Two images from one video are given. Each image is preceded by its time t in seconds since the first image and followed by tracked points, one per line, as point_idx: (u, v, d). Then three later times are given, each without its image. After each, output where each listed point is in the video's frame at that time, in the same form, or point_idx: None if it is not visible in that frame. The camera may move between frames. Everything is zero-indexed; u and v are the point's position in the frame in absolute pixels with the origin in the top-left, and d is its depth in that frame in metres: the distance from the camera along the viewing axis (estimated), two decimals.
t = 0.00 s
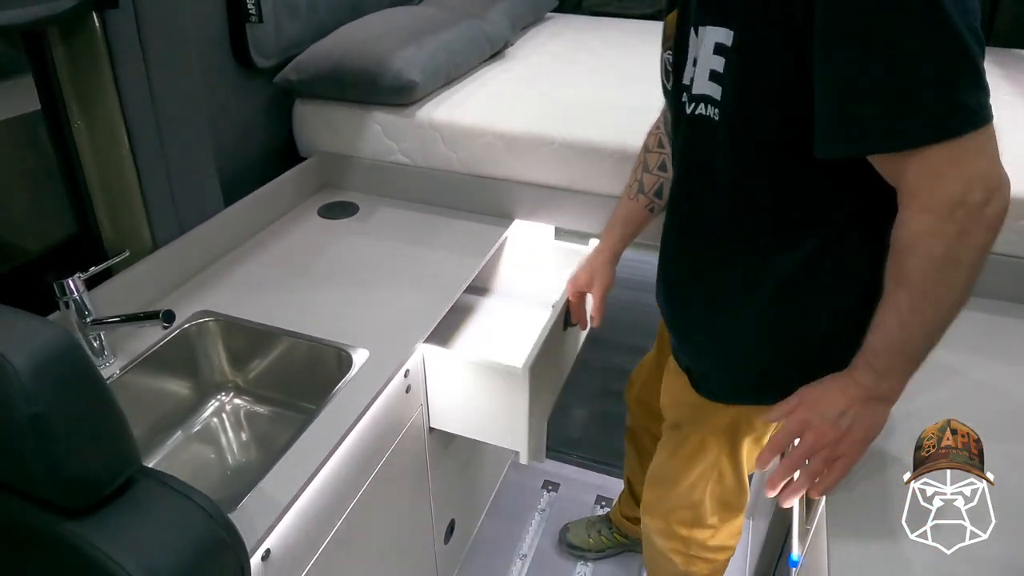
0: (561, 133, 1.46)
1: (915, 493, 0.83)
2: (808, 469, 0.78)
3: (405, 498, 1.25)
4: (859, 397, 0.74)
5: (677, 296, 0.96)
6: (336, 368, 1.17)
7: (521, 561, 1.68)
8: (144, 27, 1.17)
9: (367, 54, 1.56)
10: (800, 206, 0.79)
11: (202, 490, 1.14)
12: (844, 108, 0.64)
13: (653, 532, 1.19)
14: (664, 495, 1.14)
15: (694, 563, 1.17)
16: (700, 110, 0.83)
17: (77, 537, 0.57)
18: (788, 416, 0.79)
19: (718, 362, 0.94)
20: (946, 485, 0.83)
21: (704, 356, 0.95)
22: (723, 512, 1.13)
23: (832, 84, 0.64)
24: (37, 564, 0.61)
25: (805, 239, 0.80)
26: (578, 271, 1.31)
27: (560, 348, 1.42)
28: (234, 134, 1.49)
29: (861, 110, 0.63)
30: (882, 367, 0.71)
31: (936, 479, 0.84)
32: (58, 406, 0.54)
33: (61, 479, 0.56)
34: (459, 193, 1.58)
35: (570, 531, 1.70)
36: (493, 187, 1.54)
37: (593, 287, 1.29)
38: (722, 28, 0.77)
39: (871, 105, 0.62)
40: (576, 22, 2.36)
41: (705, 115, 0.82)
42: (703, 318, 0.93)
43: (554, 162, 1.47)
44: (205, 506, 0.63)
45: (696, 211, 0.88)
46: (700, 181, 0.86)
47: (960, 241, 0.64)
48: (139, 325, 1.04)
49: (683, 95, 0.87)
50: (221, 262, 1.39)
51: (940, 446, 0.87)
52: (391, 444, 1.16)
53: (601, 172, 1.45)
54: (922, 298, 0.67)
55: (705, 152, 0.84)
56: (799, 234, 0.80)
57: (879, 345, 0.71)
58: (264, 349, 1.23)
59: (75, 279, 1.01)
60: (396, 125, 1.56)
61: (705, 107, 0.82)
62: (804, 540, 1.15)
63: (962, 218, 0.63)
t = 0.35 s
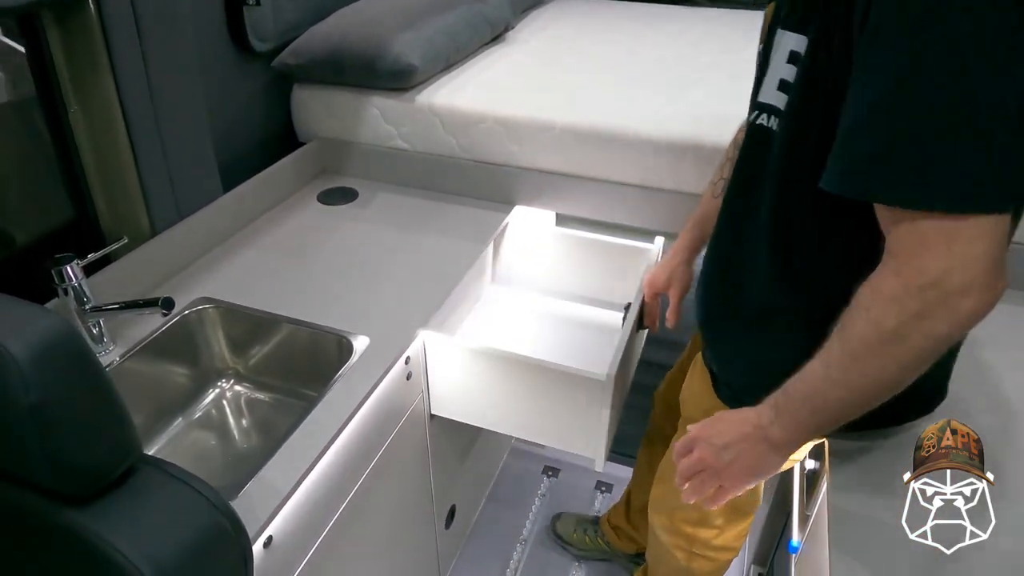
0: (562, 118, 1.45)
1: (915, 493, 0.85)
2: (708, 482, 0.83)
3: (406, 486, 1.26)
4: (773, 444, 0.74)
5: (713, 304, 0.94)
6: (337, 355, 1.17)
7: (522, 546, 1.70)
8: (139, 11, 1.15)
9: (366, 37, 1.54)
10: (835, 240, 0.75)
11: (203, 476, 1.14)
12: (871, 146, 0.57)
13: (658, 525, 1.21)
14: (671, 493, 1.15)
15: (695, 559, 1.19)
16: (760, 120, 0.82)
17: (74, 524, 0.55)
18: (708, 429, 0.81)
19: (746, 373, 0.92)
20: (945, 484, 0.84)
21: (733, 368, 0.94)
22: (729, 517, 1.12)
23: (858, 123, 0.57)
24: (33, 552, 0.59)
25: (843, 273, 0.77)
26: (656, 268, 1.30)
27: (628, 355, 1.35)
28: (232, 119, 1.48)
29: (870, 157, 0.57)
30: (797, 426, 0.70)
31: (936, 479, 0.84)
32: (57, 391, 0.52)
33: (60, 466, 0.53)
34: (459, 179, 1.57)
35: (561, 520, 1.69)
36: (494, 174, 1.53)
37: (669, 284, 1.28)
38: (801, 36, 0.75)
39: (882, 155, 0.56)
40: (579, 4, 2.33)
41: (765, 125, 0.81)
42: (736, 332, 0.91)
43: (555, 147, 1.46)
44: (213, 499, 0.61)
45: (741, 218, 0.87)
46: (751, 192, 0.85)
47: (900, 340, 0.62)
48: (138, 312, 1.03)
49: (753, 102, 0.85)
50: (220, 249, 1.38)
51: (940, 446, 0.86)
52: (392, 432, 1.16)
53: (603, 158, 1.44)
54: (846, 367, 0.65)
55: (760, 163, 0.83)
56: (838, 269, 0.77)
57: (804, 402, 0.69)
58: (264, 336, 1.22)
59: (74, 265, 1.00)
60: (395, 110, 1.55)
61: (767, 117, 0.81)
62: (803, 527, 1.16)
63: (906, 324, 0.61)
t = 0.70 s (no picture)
0: (561, 106, 1.44)
1: (913, 492, 0.77)
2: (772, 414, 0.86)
3: (406, 474, 1.27)
4: (857, 401, 0.76)
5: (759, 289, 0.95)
6: (336, 343, 1.17)
7: (521, 533, 1.70)
8: None
9: (364, 24, 1.53)
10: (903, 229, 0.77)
11: (202, 464, 1.14)
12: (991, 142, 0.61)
13: (636, 497, 1.22)
14: (654, 465, 1.16)
15: (669, 534, 1.21)
16: (829, 110, 0.81)
17: (72, 511, 0.54)
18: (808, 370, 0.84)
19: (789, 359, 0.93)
20: (946, 484, 0.76)
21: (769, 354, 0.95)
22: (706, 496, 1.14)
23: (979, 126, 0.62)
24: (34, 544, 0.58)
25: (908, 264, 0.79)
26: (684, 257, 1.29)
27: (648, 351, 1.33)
28: (229, 106, 1.47)
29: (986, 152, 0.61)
30: (889, 390, 0.73)
31: (936, 478, 0.77)
32: (53, 380, 0.52)
33: (58, 455, 0.53)
34: (459, 167, 1.56)
35: (552, 517, 1.69)
36: (494, 161, 1.53)
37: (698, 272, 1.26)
38: (890, 28, 0.73)
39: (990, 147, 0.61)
40: None
41: (836, 115, 0.80)
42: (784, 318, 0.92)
43: (555, 134, 1.45)
44: (212, 487, 0.60)
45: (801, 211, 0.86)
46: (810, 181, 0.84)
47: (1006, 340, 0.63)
48: (136, 301, 1.03)
49: (819, 89, 0.85)
50: (218, 238, 1.38)
51: (940, 446, 0.81)
52: (392, 420, 1.16)
53: (602, 146, 1.43)
54: (947, 350, 0.67)
55: (824, 153, 0.82)
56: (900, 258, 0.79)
57: (898, 360, 0.72)
58: (263, 325, 1.22)
59: (71, 254, 0.99)
60: (394, 97, 1.54)
61: (839, 107, 0.80)
62: (801, 514, 1.16)
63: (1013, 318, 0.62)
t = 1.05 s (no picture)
0: (561, 95, 1.43)
1: (914, 493, 0.77)
2: (847, 300, 0.84)
3: (405, 466, 1.27)
4: (933, 345, 0.76)
5: (773, 286, 0.96)
6: (336, 334, 1.16)
7: (519, 523, 1.71)
8: None
9: (362, 13, 1.52)
10: (936, 216, 0.79)
11: (201, 455, 1.15)
12: None
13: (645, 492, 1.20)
14: (664, 461, 1.15)
15: (676, 531, 1.20)
16: (853, 109, 0.82)
17: (71, 502, 0.54)
18: (919, 289, 0.79)
19: (804, 360, 0.92)
20: (946, 484, 0.77)
21: (777, 354, 0.94)
22: (718, 494, 1.13)
23: None
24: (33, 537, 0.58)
25: (934, 253, 0.80)
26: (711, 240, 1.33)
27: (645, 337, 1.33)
28: (226, 96, 1.46)
29: None
30: (971, 340, 0.73)
31: (937, 478, 0.78)
32: (52, 372, 0.52)
33: (58, 446, 0.53)
34: (457, 157, 1.56)
35: (551, 506, 1.70)
36: (492, 152, 1.52)
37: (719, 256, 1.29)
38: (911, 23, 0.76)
39: None
40: None
41: (860, 114, 0.81)
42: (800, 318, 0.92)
43: (554, 124, 1.44)
44: (211, 477, 0.60)
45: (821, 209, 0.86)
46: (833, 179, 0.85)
47: None
48: (135, 293, 1.03)
49: (835, 88, 0.87)
50: (217, 229, 1.38)
51: (940, 446, 0.81)
52: (390, 411, 1.16)
53: (601, 136, 1.42)
54: None
55: (847, 151, 0.83)
56: (928, 248, 0.80)
57: (985, 313, 0.72)
58: (262, 315, 1.22)
59: (69, 246, 0.99)
60: (392, 87, 1.53)
61: (864, 107, 0.81)
62: (799, 505, 1.16)
63: None
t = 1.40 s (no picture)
0: (561, 87, 1.42)
1: (914, 494, 0.76)
2: (832, 293, 0.84)
3: (405, 458, 1.27)
4: (907, 356, 0.76)
5: (772, 286, 0.96)
6: (336, 326, 1.16)
7: (519, 515, 1.72)
8: None
9: (361, 4, 1.51)
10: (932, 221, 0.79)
11: (201, 447, 1.15)
12: None
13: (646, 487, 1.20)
14: (664, 457, 1.15)
15: (678, 526, 1.20)
16: (851, 116, 0.83)
17: (72, 496, 0.54)
18: (904, 293, 0.79)
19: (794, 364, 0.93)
20: (946, 484, 0.76)
21: (775, 354, 0.94)
22: (720, 489, 1.13)
23: None
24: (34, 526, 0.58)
25: (929, 259, 0.80)
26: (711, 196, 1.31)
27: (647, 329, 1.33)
28: (225, 88, 1.45)
29: None
30: (941, 355, 0.72)
31: (936, 478, 0.77)
32: (51, 365, 0.51)
33: (58, 439, 0.53)
34: (457, 150, 1.56)
35: (551, 498, 1.70)
36: (492, 144, 1.52)
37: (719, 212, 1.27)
38: (914, 30, 0.76)
39: None
40: None
41: (858, 122, 0.82)
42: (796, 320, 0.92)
43: (555, 117, 1.44)
44: (211, 470, 0.60)
45: (818, 215, 0.87)
46: (827, 185, 0.85)
47: None
48: (134, 286, 1.03)
49: (837, 91, 0.87)
50: (216, 221, 1.38)
51: (940, 446, 0.81)
52: (390, 404, 1.16)
53: (601, 128, 1.42)
54: (1001, 338, 0.67)
55: (843, 158, 0.84)
56: (923, 254, 0.80)
57: (957, 332, 0.71)
58: (262, 308, 1.22)
59: (68, 238, 0.99)
60: (391, 79, 1.52)
61: (861, 114, 0.82)
62: (799, 497, 1.17)
63: None
